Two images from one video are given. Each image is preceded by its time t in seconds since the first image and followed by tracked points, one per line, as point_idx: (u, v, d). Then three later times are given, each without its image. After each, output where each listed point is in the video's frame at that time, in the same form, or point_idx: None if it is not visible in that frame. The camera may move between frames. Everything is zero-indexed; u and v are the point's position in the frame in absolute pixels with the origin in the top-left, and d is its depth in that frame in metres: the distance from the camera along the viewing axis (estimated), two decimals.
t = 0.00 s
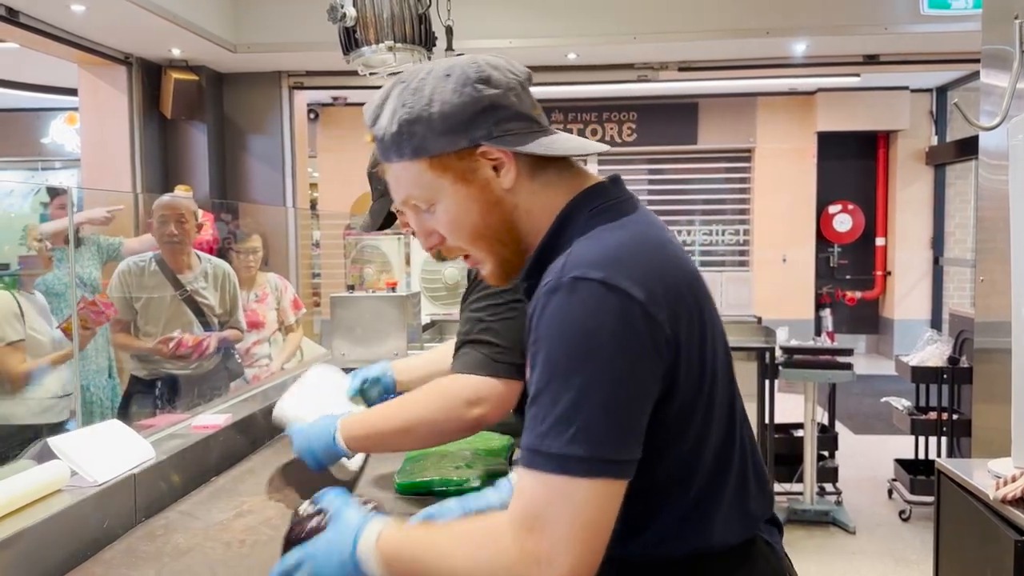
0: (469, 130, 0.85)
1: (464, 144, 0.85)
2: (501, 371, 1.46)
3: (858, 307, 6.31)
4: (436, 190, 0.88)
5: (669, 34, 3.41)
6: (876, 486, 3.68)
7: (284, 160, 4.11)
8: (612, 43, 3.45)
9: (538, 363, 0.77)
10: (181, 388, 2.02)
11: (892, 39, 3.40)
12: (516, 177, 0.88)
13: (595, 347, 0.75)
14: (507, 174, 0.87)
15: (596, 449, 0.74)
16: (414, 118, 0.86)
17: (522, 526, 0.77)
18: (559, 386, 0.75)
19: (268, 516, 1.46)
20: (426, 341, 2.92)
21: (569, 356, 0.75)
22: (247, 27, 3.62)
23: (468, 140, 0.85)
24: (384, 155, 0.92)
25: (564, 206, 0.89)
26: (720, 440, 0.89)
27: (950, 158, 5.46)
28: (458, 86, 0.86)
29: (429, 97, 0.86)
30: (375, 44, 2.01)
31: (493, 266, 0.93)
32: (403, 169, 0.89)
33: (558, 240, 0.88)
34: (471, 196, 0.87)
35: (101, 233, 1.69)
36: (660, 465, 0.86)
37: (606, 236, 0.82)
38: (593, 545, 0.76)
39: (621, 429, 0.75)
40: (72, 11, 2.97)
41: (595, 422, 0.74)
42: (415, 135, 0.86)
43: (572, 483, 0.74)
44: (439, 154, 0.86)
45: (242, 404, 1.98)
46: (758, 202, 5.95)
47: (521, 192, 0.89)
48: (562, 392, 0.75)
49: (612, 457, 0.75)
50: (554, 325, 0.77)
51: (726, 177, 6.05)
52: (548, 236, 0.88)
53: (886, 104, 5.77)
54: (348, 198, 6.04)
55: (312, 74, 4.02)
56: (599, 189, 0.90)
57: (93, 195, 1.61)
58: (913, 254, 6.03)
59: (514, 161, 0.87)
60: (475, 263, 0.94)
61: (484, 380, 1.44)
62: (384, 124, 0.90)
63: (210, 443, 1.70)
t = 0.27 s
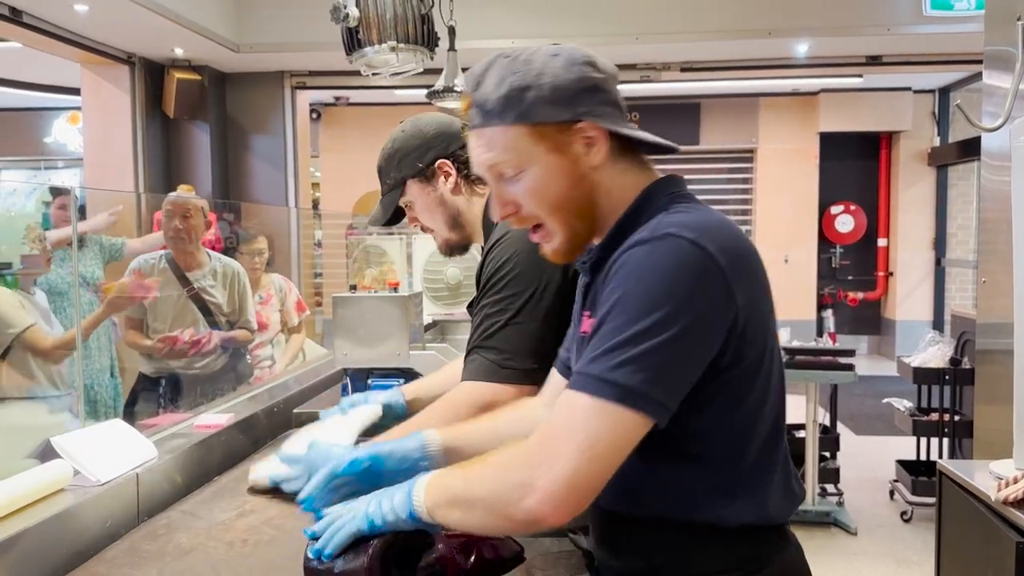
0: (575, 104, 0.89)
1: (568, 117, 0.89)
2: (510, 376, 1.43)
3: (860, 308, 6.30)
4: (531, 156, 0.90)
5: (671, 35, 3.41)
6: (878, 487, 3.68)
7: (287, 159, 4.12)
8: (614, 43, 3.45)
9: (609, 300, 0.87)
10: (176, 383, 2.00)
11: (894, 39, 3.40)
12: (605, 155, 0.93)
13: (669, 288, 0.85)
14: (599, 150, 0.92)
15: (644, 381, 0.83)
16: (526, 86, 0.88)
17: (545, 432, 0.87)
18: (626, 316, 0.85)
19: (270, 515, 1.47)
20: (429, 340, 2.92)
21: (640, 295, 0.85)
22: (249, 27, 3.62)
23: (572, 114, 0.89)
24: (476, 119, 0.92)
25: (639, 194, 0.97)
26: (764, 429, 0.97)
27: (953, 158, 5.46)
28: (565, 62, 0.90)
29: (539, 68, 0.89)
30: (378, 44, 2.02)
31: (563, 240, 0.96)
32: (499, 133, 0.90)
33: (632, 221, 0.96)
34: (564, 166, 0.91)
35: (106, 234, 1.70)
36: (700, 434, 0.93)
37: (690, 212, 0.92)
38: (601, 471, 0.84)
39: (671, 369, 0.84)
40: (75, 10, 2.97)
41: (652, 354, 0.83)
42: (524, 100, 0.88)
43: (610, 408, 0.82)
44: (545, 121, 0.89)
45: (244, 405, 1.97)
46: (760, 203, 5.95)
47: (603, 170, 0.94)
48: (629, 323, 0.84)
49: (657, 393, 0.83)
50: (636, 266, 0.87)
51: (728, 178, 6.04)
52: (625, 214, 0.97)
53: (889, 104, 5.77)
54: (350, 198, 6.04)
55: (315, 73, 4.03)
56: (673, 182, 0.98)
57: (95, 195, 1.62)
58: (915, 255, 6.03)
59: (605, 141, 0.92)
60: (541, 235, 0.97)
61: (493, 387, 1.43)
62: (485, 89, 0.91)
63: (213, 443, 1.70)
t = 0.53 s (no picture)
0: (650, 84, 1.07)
1: (645, 92, 1.05)
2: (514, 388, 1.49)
3: (861, 307, 6.30)
4: (619, 114, 1.02)
5: (673, 34, 3.40)
6: (878, 487, 3.68)
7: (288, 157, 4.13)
8: (616, 42, 3.44)
9: (662, 276, 0.95)
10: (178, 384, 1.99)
11: (896, 39, 3.39)
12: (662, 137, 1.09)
13: (722, 264, 0.93)
14: (660, 133, 1.08)
15: (695, 346, 0.91)
16: (618, 56, 1.03)
17: (587, 396, 0.93)
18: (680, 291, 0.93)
19: (271, 513, 1.47)
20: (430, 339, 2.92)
21: (693, 271, 0.93)
22: (249, 25, 3.62)
23: (648, 91, 1.05)
24: (568, 76, 1.02)
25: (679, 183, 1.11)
26: (791, 413, 1.06)
27: (954, 158, 5.47)
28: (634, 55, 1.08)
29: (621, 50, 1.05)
30: (379, 42, 2.02)
31: (624, 205, 1.05)
32: (593, 88, 1.01)
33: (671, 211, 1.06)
34: (641, 131, 1.04)
35: (106, 232, 1.70)
36: (734, 411, 1.01)
37: (728, 207, 1.03)
38: (637, 428, 0.91)
39: (717, 339, 0.92)
40: (75, 8, 2.97)
41: (703, 322, 0.91)
42: (618, 66, 1.02)
43: (661, 368, 0.90)
44: (631, 87, 1.03)
45: (244, 404, 1.98)
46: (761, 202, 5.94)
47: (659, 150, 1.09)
48: (681, 293, 0.92)
49: (706, 357, 0.91)
50: (690, 245, 0.96)
51: (729, 177, 6.02)
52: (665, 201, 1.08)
53: (890, 104, 5.77)
54: (351, 197, 6.05)
55: (315, 72, 4.02)
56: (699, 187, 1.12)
57: (96, 194, 1.63)
58: (916, 255, 6.03)
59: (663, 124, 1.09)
60: (607, 198, 1.04)
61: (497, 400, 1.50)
62: (578, 54, 1.03)
63: (214, 441, 1.70)
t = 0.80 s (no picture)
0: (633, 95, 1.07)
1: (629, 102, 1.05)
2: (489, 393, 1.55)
3: (861, 307, 6.30)
4: (605, 122, 1.01)
5: (674, 34, 3.40)
6: (879, 487, 3.68)
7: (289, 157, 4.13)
8: (616, 42, 3.45)
9: (643, 274, 0.96)
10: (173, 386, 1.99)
11: (896, 39, 3.39)
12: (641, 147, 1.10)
13: (703, 262, 0.94)
14: (639, 142, 1.09)
15: (676, 342, 0.91)
16: (605, 65, 1.03)
17: (569, 393, 0.92)
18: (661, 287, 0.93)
19: (272, 513, 1.47)
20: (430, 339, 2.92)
21: (673, 268, 0.94)
22: (251, 26, 3.62)
23: (632, 101, 1.06)
24: (557, 81, 1.01)
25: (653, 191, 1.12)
26: (769, 411, 1.06)
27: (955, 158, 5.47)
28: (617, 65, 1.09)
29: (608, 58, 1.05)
30: (380, 42, 2.01)
31: (604, 211, 1.05)
32: (580, 95, 1.01)
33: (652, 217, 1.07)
34: (623, 140, 1.04)
35: (106, 232, 1.71)
36: (715, 408, 1.01)
37: (706, 209, 1.04)
38: (620, 423, 0.91)
39: (698, 336, 0.92)
40: (77, 8, 2.97)
41: (684, 317, 0.92)
42: (605, 74, 1.02)
43: (644, 364, 0.90)
44: (615, 96, 1.03)
45: (245, 404, 1.98)
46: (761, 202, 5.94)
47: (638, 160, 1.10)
48: (662, 290, 0.93)
49: (687, 353, 0.91)
50: (672, 243, 0.97)
51: (730, 177, 5.96)
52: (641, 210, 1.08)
53: (891, 104, 5.77)
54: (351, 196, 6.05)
55: (316, 72, 4.02)
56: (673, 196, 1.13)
57: (95, 195, 1.63)
58: (916, 255, 6.04)
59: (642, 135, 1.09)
60: (586, 206, 1.04)
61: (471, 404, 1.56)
62: (569, 58, 1.02)
63: (215, 441, 1.70)
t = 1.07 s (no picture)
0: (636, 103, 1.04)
1: (628, 111, 1.03)
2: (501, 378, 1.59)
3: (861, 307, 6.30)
4: (594, 129, 1.00)
5: (674, 33, 3.40)
6: (879, 486, 3.68)
7: (289, 157, 4.13)
8: (617, 41, 3.45)
9: (634, 266, 0.95)
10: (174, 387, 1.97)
11: (896, 38, 3.39)
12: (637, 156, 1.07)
13: (691, 252, 0.94)
14: (634, 150, 1.07)
15: (669, 333, 0.90)
16: (609, 69, 1.01)
17: (565, 388, 0.91)
18: (653, 278, 0.93)
19: (272, 513, 1.47)
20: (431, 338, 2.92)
21: (664, 261, 0.94)
22: (251, 25, 3.62)
23: (632, 110, 1.03)
24: (555, 79, 0.99)
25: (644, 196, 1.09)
26: (759, 403, 1.06)
27: (955, 158, 5.48)
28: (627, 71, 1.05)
29: (616, 64, 1.03)
30: (380, 41, 2.02)
31: (581, 217, 1.04)
32: (573, 98, 0.99)
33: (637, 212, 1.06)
34: (611, 148, 1.02)
35: (107, 233, 1.71)
36: (704, 401, 1.01)
37: (694, 203, 1.04)
38: (618, 418, 0.90)
39: (689, 327, 0.92)
40: (77, 7, 2.97)
41: (676, 308, 0.91)
42: (604, 81, 1.00)
43: (638, 355, 0.89)
44: (612, 102, 1.01)
45: (245, 402, 1.98)
46: (761, 202, 5.94)
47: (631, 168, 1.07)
48: (654, 282, 0.92)
49: (679, 345, 0.91)
50: (660, 234, 0.96)
51: (730, 176, 5.99)
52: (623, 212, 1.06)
53: (890, 103, 5.77)
54: (351, 195, 6.06)
55: (317, 71, 4.03)
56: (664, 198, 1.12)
57: (96, 194, 1.62)
58: (916, 254, 6.04)
59: (640, 144, 1.07)
60: (561, 209, 1.03)
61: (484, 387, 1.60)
62: (575, 56, 1.00)
63: (215, 440, 1.70)
